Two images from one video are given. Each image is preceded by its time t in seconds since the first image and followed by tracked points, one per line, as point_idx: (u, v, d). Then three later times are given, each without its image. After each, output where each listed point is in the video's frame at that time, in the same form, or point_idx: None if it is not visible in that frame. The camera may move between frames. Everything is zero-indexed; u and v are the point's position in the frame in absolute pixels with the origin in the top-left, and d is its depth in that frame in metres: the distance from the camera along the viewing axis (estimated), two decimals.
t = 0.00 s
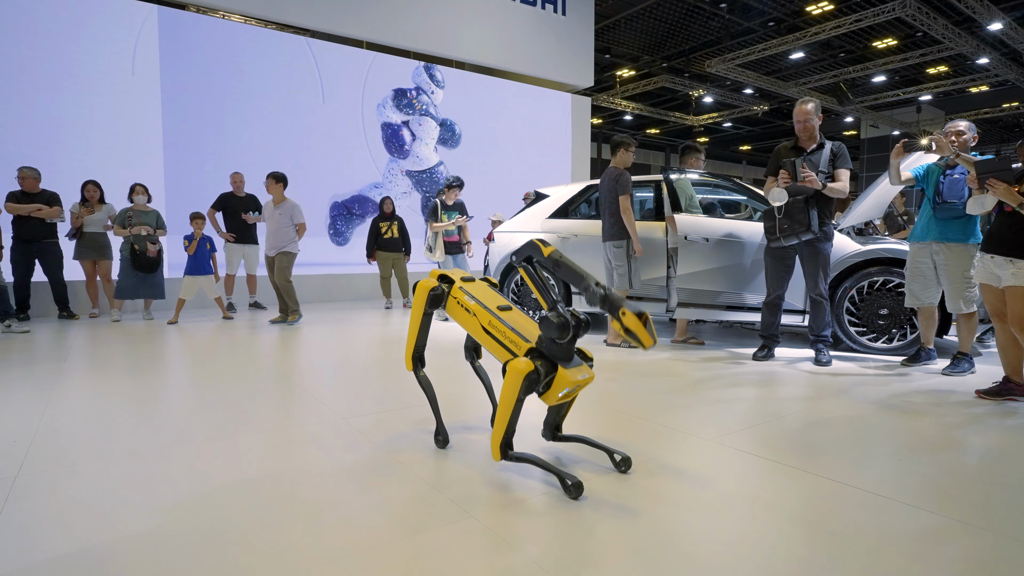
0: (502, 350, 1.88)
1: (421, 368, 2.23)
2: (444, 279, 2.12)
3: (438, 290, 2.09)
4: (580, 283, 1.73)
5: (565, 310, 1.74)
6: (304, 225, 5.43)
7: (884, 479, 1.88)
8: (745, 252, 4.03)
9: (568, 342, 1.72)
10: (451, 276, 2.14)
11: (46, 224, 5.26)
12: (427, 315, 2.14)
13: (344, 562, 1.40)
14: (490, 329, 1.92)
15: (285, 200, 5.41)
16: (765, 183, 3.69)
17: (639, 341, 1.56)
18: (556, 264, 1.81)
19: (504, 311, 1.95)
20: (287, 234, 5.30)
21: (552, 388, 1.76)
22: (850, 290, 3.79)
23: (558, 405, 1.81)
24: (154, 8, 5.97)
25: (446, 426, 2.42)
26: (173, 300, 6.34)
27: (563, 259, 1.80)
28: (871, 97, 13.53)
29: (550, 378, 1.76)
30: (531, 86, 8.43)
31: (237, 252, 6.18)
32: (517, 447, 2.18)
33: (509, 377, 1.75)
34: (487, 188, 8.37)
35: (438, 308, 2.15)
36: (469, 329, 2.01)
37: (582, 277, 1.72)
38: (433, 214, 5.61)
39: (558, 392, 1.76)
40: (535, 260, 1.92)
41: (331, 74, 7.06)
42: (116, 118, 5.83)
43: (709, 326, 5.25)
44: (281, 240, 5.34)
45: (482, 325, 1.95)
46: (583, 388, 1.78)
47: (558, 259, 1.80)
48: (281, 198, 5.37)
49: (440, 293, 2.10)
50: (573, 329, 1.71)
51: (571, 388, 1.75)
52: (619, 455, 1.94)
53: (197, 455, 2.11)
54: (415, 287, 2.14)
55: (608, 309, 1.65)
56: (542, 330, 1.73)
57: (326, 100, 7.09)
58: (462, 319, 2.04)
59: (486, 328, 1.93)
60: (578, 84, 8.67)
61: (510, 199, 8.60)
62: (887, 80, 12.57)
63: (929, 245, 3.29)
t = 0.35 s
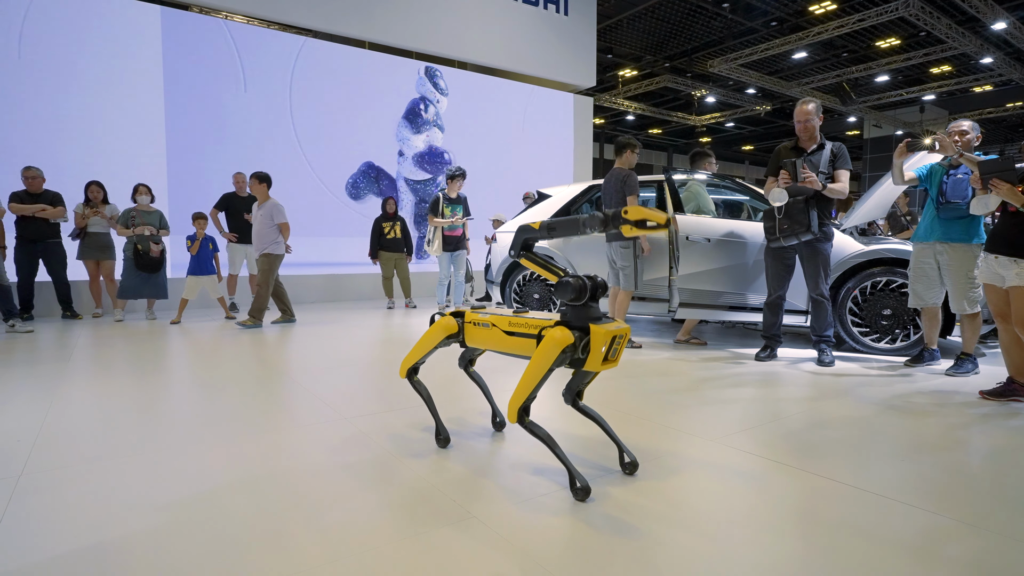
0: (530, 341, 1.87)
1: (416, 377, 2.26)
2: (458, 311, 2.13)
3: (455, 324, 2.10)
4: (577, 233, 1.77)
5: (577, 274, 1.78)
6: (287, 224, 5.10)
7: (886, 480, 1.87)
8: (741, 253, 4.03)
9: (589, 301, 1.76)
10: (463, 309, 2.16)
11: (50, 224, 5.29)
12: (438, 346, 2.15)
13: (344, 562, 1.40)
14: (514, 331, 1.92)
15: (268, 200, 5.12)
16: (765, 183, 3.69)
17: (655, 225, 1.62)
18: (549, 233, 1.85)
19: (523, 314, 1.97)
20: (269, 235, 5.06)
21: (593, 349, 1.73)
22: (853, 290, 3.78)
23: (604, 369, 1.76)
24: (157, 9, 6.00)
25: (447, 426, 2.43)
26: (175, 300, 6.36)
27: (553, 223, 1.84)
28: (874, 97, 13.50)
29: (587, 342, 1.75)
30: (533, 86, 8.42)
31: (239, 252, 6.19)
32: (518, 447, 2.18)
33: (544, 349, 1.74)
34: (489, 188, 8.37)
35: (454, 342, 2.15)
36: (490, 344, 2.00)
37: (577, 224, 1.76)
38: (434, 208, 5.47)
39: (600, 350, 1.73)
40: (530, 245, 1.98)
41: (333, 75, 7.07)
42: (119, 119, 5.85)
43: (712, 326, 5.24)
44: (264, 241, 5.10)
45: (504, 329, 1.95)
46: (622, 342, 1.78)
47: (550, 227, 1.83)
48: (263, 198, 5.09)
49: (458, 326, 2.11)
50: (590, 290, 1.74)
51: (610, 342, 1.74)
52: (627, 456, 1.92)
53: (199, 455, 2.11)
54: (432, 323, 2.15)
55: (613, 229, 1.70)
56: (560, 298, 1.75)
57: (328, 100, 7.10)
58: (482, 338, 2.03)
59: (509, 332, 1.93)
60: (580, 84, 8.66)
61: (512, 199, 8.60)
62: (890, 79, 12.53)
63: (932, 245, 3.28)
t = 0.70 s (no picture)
0: (509, 301, 1.89)
1: (427, 367, 2.23)
2: (442, 273, 2.16)
3: (439, 285, 2.13)
4: (561, 216, 1.81)
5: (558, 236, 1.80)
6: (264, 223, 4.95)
7: (893, 481, 1.86)
8: (740, 254, 4.03)
9: (569, 262, 1.78)
10: (450, 273, 2.21)
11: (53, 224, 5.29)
12: (430, 311, 2.17)
13: (347, 561, 1.41)
14: (495, 289, 1.95)
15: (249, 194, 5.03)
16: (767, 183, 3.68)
17: (631, 225, 1.69)
18: (533, 208, 1.86)
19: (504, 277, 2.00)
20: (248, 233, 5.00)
21: (570, 309, 1.77)
22: (856, 291, 3.77)
23: (581, 328, 1.81)
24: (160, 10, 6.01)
25: (450, 426, 2.43)
26: (179, 300, 6.38)
27: (539, 197, 1.86)
28: (877, 97, 13.48)
29: (564, 302, 1.78)
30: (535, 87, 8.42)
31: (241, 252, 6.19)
32: (521, 447, 2.18)
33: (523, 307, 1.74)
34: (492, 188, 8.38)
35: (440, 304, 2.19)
36: (473, 304, 2.04)
37: (561, 206, 1.80)
38: (442, 205, 5.22)
39: (575, 310, 1.78)
40: (515, 214, 1.96)
41: (335, 76, 7.08)
42: (122, 120, 5.86)
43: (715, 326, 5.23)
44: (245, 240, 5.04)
45: (486, 289, 1.98)
46: (598, 303, 1.83)
47: (535, 203, 1.84)
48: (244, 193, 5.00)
49: (442, 285, 2.15)
50: (571, 252, 1.76)
51: (586, 302, 1.79)
52: (631, 454, 1.94)
53: (203, 454, 2.12)
54: (416, 283, 2.17)
55: (593, 218, 1.76)
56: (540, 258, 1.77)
57: (331, 101, 7.12)
58: (468, 299, 2.07)
59: (490, 292, 1.96)
60: (582, 84, 8.66)
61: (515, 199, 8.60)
62: (893, 79, 12.50)
63: (936, 245, 3.27)
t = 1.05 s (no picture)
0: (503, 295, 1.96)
1: (423, 371, 2.23)
2: (438, 279, 2.18)
3: (434, 291, 2.14)
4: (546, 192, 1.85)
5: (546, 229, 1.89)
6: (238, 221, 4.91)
7: (897, 481, 1.85)
8: (745, 253, 4.03)
9: (558, 253, 1.87)
10: (444, 278, 2.22)
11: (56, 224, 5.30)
12: (426, 316, 2.15)
13: (347, 560, 1.41)
14: (488, 289, 1.97)
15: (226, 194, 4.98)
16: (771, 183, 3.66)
17: (614, 182, 1.63)
18: (519, 196, 1.95)
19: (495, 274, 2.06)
20: (223, 233, 4.94)
21: (562, 296, 1.85)
22: (859, 291, 3.76)
23: (574, 316, 1.88)
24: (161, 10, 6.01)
25: (451, 426, 2.42)
26: (181, 300, 6.39)
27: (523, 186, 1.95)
28: (880, 97, 13.45)
29: (557, 290, 1.86)
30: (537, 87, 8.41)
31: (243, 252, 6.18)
32: (522, 446, 2.18)
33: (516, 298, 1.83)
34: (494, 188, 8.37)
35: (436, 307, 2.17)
36: (469, 306, 2.06)
37: (544, 185, 1.85)
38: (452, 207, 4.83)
39: (567, 296, 1.85)
40: (504, 209, 2.08)
41: (337, 75, 7.09)
42: (124, 120, 5.87)
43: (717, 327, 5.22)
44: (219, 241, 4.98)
45: (480, 289, 2.00)
46: (590, 291, 1.90)
47: (520, 189, 1.93)
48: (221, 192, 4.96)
49: (436, 289, 2.16)
50: (559, 243, 1.86)
51: (578, 289, 1.87)
52: (581, 440, 1.99)
53: (204, 454, 2.12)
54: (412, 291, 2.18)
55: (576, 186, 1.74)
56: (529, 250, 1.87)
57: (333, 102, 7.13)
58: (463, 300, 2.09)
59: (484, 291, 1.98)
60: (584, 84, 8.65)
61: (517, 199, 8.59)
62: (896, 78, 12.46)
63: (939, 245, 3.26)
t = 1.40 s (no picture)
0: (507, 358, 1.90)
1: (421, 368, 2.24)
2: (448, 278, 2.12)
3: (442, 291, 2.09)
4: (585, 303, 1.87)
5: (568, 323, 1.78)
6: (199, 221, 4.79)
7: (887, 479, 1.88)
8: (739, 252, 4.06)
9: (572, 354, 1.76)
10: (455, 274, 2.15)
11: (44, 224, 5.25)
12: (431, 316, 2.11)
13: (346, 562, 1.41)
14: (495, 335, 1.94)
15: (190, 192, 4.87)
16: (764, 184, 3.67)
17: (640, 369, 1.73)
18: (563, 280, 1.89)
19: (509, 323, 1.96)
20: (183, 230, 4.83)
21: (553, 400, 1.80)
22: (849, 290, 3.80)
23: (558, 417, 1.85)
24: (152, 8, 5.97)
25: (446, 426, 2.43)
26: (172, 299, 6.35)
27: (570, 273, 1.89)
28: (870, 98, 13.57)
29: (551, 391, 1.80)
30: (530, 87, 8.43)
31: (235, 252, 6.15)
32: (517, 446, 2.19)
33: (510, 390, 1.80)
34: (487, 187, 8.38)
35: (443, 305, 2.12)
36: (474, 331, 2.03)
37: (586, 296, 1.86)
38: (453, 203, 4.82)
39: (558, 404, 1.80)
40: (540, 267, 1.96)
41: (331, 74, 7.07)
42: (113, 119, 5.81)
43: (709, 326, 5.27)
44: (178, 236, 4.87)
45: (487, 329, 1.97)
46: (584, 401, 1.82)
47: (563, 278, 1.88)
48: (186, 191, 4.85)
49: (444, 291, 2.10)
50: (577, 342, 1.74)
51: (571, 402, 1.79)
52: (621, 455, 1.95)
53: (198, 455, 2.11)
54: (419, 287, 2.13)
55: (612, 335, 1.80)
56: (547, 342, 1.76)
57: (326, 101, 7.12)
58: (464, 320, 2.06)
59: (491, 334, 1.95)
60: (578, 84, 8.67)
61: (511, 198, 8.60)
62: (886, 80, 12.59)
63: (928, 245, 3.30)
